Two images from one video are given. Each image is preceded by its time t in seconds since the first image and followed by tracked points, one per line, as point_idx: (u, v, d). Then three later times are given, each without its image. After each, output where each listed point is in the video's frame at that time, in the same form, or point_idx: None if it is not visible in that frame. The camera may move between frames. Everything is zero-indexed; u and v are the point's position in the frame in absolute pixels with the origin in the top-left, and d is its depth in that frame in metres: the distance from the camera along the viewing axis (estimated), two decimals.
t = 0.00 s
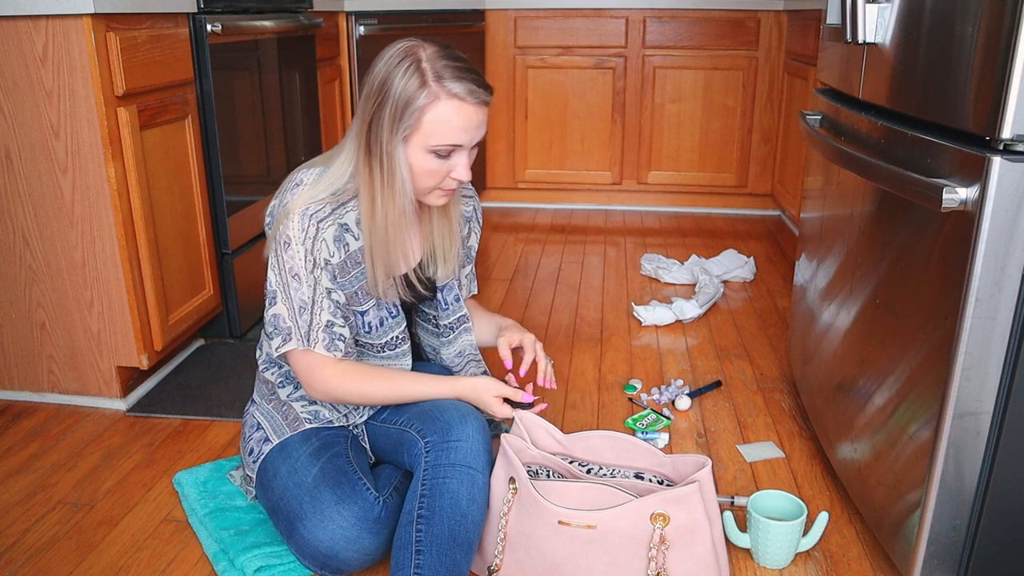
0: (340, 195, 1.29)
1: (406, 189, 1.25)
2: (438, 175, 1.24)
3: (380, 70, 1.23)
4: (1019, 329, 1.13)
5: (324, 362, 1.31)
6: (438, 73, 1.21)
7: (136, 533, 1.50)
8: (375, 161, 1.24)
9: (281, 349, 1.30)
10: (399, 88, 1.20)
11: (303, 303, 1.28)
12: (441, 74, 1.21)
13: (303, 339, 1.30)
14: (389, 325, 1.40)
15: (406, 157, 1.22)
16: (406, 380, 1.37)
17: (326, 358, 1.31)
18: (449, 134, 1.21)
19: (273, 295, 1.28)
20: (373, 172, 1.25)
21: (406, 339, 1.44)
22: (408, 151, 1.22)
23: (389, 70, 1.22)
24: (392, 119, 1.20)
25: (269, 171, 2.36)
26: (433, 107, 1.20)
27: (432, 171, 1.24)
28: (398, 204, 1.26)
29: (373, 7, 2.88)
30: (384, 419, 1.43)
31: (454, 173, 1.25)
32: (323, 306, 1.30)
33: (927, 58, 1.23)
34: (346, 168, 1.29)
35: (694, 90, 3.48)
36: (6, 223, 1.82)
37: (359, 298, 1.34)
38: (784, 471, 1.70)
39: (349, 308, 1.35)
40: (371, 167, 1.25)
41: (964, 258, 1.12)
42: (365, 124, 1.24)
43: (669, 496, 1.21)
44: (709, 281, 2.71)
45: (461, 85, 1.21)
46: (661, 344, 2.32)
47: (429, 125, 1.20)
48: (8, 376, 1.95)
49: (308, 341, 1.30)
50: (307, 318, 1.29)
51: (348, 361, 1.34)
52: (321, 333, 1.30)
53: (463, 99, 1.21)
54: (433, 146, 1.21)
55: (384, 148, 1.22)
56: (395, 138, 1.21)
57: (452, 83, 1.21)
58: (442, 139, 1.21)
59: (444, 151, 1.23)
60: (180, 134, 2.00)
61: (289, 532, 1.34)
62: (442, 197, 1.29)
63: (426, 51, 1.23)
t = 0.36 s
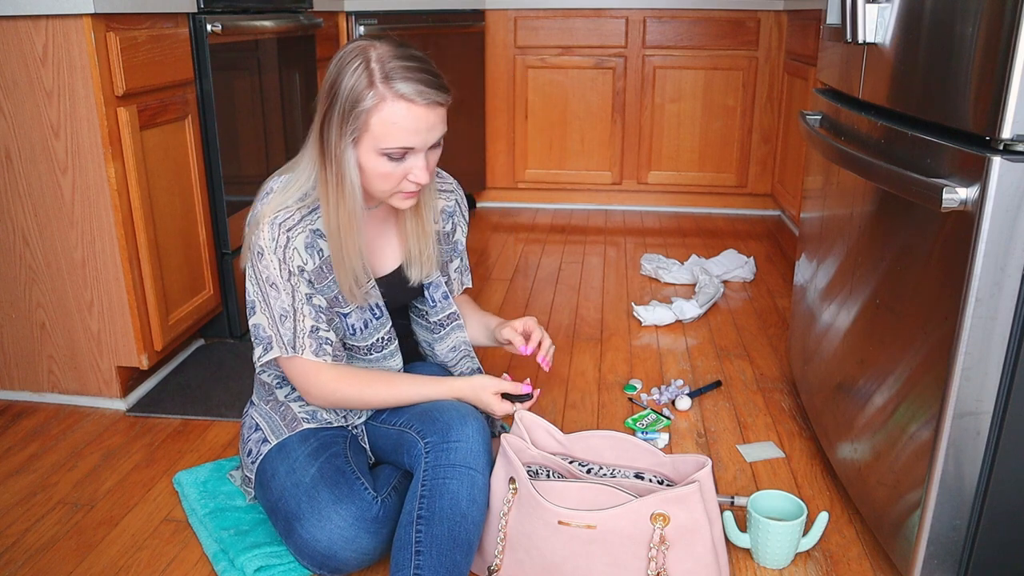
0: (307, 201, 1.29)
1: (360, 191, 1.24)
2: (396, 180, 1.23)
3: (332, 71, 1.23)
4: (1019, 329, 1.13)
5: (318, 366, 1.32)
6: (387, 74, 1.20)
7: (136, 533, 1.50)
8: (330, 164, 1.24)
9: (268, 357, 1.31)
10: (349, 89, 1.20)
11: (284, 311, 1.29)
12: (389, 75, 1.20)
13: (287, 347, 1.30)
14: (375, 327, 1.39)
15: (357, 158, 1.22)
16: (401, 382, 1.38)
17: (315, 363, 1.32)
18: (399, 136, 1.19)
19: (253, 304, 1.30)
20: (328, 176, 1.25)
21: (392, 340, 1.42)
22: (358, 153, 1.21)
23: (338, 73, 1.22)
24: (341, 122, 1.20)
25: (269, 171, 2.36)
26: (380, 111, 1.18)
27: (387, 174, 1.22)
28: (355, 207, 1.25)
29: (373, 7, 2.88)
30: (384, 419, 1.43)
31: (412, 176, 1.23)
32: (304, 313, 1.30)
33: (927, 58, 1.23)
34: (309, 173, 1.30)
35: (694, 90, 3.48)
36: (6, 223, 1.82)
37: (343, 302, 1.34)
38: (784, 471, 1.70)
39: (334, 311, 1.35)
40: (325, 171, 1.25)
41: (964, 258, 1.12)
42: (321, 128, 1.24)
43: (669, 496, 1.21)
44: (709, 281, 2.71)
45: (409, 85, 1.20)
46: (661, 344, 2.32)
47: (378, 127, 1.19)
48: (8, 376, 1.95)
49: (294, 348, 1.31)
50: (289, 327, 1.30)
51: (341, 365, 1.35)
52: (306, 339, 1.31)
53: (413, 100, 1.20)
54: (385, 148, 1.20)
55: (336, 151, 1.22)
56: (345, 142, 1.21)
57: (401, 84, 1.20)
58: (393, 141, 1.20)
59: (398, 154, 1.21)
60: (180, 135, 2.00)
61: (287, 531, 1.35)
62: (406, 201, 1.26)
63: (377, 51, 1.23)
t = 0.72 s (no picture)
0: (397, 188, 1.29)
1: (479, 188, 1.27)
2: (496, 178, 1.27)
3: (449, 67, 1.26)
4: (1019, 329, 1.13)
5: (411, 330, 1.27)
6: (515, 81, 1.24)
7: (136, 533, 1.50)
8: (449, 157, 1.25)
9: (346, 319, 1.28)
10: (480, 93, 1.22)
11: (373, 270, 1.27)
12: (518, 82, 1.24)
13: (377, 305, 1.27)
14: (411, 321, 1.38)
15: (482, 158, 1.24)
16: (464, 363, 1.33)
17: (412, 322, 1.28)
18: (521, 137, 1.24)
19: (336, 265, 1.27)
20: (449, 169, 1.25)
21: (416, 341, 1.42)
22: (483, 151, 1.24)
23: (468, 75, 1.24)
24: (475, 121, 1.22)
25: (269, 171, 2.36)
26: (509, 114, 1.23)
27: (497, 172, 1.26)
28: (473, 203, 1.28)
29: (374, 7, 2.88)
30: (388, 417, 1.44)
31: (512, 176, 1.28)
32: (393, 272, 1.28)
33: (927, 59, 1.23)
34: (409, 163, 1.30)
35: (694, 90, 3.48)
36: (6, 223, 1.82)
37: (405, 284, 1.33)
38: (784, 471, 1.70)
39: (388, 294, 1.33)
40: (444, 167, 1.26)
41: (964, 259, 1.12)
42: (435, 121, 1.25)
43: (668, 497, 1.21)
44: (709, 281, 2.71)
45: (535, 92, 1.25)
46: (661, 344, 2.32)
47: (512, 128, 1.23)
48: (8, 376, 1.95)
49: (388, 307, 1.27)
50: (380, 284, 1.27)
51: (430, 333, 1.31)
52: (399, 298, 1.27)
53: (534, 106, 1.25)
54: (504, 147, 1.24)
55: (462, 147, 1.24)
56: (472, 138, 1.23)
57: (528, 91, 1.25)
58: (514, 142, 1.24)
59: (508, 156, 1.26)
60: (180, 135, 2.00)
61: (289, 529, 1.35)
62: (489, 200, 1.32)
63: (499, 59, 1.27)
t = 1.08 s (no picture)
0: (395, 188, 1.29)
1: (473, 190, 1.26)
2: (493, 179, 1.27)
3: (446, 69, 1.26)
4: (1019, 329, 1.13)
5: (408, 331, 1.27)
6: (512, 81, 1.24)
7: (136, 533, 1.50)
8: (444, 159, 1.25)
9: (345, 321, 1.28)
10: (477, 94, 1.22)
11: (370, 271, 1.26)
12: (514, 82, 1.24)
13: (374, 307, 1.27)
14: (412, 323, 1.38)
15: (479, 158, 1.24)
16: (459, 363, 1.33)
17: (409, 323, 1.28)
18: (516, 137, 1.24)
19: (333, 267, 1.27)
20: (444, 171, 1.25)
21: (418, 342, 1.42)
22: (480, 151, 1.24)
23: (465, 75, 1.24)
24: (469, 122, 1.22)
25: (269, 171, 2.36)
26: (506, 114, 1.22)
27: (495, 172, 1.26)
28: (467, 204, 1.27)
29: (374, 7, 2.88)
30: (388, 417, 1.44)
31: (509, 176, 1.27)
32: (390, 273, 1.28)
33: (927, 59, 1.23)
34: (406, 164, 1.30)
35: (694, 90, 3.48)
36: (6, 223, 1.82)
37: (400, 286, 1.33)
38: (784, 471, 1.70)
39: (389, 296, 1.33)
40: (440, 168, 1.26)
41: (964, 259, 1.12)
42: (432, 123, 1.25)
43: (669, 498, 1.21)
44: (709, 281, 2.71)
45: (531, 92, 1.25)
46: (661, 344, 2.32)
47: (508, 128, 1.23)
48: (8, 375, 1.95)
49: (384, 309, 1.27)
50: (377, 286, 1.26)
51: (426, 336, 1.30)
52: (397, 299, 1.27)
53: (532, 106, 1.25)
54: (501, 147, 1.24)
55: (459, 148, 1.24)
56: (469, 138, 1.23)
57: (525, 91, 1.25)
58: (511, 142, 1.24)
59: (505, 156, 1.26)
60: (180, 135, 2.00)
61: (289, 530, 1.35)
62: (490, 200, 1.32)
63: (496, 59, 1.26)
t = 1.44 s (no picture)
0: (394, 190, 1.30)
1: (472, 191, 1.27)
2: (491, 179, 1.28)
3: (442, 71, 1.25)
4: (1019, 329, 1.13)
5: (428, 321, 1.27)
6: (509, 81, 1.24)
7: (136, 533, 1.50)
8: (442, 160, 1.25)
9: (366, 316, 1.27)
10: (474, 95, 1.22)
11: (383, 266, 1.26)
12: (511, 82, 1.24)
13: (394, 299, 1.26)
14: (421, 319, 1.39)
15: (478, 159, 1.25)
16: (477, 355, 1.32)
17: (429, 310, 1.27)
18: (514, 137, 1.24)
19: (345, 265, 1.27)
20: (442, 173, 1.26)
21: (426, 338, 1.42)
22: (478, 152, 1.24)
23: (461, 76, 1.24)
24: (467, 123, 1.22)
25: (269, 171, 2.36)
26: (504, 115, 1.23)
27: (493, 172, 1.27)
28: (465, 205, 1.28)
29: (374, 7, 2.88)
30: (388, 417, 1.44)
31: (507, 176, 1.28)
32: (403, 267, 1.28)
33: (927, 59, 1.23)
34: (404, 166, 1.30)
35: (694, 90, 3.48)
36: (6, 223, 1.82)
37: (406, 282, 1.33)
38: (784, 471, 1.70)
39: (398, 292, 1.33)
40: (439, 169, 1.26)
41: (964, 259, 1.12)
42: (430, 124, 1.25)
43: (668, 498, 1.21)
44: (709, 281, 2.71)
45: (528, 92, 1.26)
46: (661, 344, 2.32)
47: (506, 128, 1.23)
48: (8, 375, 1.95)
49: (405, 298, 1.26)
50: (394, 278, 1.26)
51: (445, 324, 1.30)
52: (415, 289, 1.27)
53: (529, 106, 1.25)
54: (499, 148, 1.24)
55: (457, 148, 1.24)
56: (468, 139, 1.23)
57: (522, 91, 1.25)
58: (509, 143, 1.24)
59: (504, 156, 1.26)
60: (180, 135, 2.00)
61: (289, 530, 1.35)
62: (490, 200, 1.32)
63: (492, 59, 1.27)
